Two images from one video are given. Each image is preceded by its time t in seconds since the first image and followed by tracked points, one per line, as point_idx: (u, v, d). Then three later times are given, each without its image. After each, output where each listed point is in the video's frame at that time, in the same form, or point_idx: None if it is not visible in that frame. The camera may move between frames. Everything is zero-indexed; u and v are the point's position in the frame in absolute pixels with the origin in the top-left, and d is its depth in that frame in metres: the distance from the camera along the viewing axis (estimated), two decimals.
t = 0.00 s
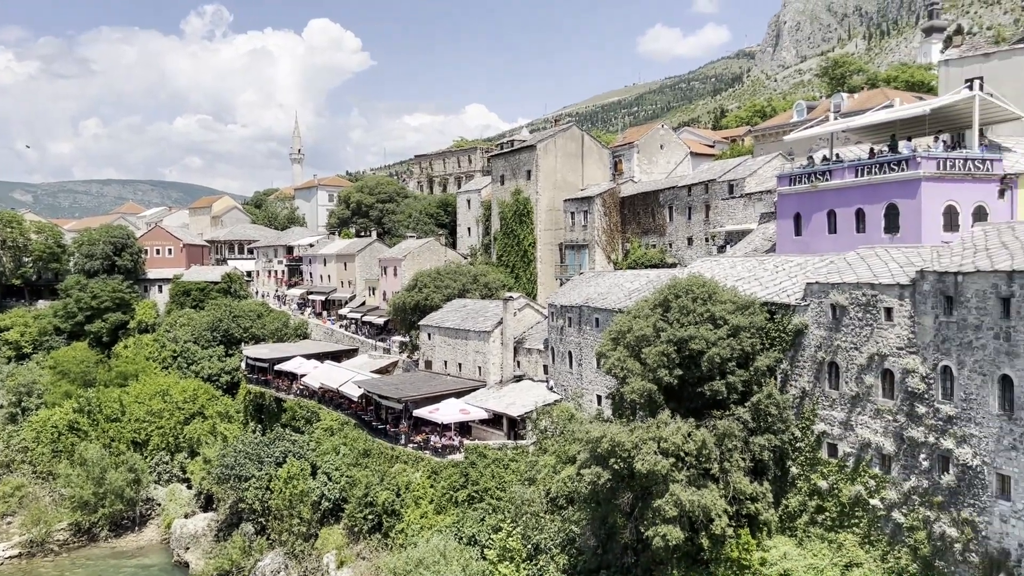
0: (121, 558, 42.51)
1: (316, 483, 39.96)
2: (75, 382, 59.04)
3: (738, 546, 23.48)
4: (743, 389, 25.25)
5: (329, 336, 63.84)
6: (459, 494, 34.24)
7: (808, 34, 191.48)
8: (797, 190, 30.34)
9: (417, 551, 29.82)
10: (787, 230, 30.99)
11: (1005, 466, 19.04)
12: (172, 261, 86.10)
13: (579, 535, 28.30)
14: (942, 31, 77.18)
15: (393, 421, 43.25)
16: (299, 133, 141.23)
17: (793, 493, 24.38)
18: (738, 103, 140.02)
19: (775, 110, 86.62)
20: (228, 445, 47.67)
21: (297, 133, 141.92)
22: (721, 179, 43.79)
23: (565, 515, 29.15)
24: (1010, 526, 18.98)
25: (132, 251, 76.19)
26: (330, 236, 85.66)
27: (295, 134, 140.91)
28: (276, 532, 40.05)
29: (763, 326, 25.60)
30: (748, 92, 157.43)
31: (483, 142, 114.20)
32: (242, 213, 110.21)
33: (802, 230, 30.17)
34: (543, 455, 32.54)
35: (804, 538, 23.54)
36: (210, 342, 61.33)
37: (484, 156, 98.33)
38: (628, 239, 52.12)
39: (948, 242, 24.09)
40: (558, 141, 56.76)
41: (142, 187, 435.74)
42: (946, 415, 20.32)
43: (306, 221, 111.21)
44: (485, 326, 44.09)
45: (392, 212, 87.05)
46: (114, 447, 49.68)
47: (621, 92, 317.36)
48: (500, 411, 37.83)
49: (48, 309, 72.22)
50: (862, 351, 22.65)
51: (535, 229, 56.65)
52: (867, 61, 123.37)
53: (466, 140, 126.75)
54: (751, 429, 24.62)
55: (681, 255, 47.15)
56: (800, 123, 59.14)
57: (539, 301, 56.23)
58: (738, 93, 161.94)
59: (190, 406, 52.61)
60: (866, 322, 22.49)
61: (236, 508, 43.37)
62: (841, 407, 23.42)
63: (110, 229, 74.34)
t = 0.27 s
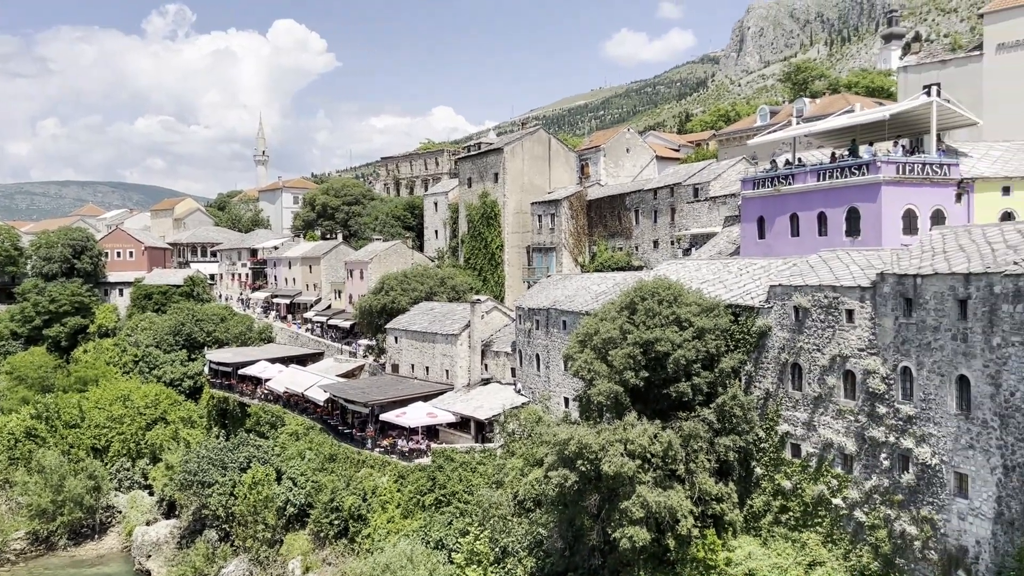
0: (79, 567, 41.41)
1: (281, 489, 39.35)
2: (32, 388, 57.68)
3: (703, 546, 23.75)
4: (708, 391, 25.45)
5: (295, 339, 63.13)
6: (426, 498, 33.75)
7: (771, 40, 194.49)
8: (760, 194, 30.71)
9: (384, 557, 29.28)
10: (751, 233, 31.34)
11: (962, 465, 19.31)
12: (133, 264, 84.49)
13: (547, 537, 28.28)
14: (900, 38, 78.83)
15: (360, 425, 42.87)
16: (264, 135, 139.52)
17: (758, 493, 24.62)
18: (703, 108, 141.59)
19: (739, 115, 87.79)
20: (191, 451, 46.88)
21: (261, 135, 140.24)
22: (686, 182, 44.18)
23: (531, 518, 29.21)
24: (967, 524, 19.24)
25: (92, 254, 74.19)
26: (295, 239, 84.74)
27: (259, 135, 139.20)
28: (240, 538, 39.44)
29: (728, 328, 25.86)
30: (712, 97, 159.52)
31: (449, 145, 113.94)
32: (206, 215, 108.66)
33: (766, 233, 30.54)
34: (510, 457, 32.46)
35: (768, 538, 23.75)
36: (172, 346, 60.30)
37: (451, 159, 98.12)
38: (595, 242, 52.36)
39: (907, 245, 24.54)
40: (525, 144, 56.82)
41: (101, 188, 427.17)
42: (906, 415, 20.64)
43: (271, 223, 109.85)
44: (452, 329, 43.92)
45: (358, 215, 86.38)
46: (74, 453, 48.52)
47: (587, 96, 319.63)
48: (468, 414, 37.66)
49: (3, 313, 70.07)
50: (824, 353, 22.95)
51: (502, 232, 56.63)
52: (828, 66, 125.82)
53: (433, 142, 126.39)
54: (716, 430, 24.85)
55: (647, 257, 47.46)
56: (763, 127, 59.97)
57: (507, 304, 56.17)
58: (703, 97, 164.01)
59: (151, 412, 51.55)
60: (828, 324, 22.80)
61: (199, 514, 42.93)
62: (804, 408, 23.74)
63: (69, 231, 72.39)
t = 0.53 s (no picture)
0: None
1: (247, 495, 38.89)
2: None
3: (671, 548, 23.93)
4: (674, 393, 25.63)
5: (261, 344, 62.33)
6: (393, 503, 33.64)
7: (736, 46, 196.94)
8: (726, 198, 31.03)
9: (350, 563, 28.88)
10: (716, 237, 31.65)
11: (923, 464, 19.53)
12: (95, 268, 82.85)
13: (515, 541, 28.12)
14: (862, 46, 80.27)
15: (327, 430, 42.40)
16: (229, 136, 137.72)
17: (724, 494, 24.80)
18: (670, 112, 142.83)
19: (705, 119, 88.75)
20: (154, 457, 45.99)
21: (227, 137, 138.46)
22: (653, 186, 44.47)
23: (500, 522, 29.17)
24: (927, 522, 19.46)
25: (52, 257, 72.15)
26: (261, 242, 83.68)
27: (224, 137, 137.42)
28: (205, 545, 38.78)
29: (694, 330, 26.08)
30: (678, 101, 161.05)
31: (418, 148, 113.56)
32: (169, 218, 106.92)
33: (731, 237, 30.84)
34: (478, 462, 32.39)
35: (734, 539, 23.93)
36: (135, 351, 59.04)
37: (419, 162, 97.76)
38: (563, 246, 52.45)
39: (868, 248, 24.92)
40: (494, 147, 56.80)
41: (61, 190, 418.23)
42: (869, 416, 20.94)
43: (236, 226, 108.41)
44: (421, 333, 43.65)
45: (325, 218, 85.62)
46: (33, 462, 47.39)
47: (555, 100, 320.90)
48: (436, 418, 37.43)
49: None
50: (788, 355, 23.23)
51: (470, 235, 56.52)
52: (792, 72, 127.75)
53: (400, 145, 125.85)
54: (683, 432, 25.04)
55: (615, 261, 47.62)
56: (729, 132, 60.71)
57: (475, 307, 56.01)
58: (670, 102, 165.57)
59: (113, 418, 50.44)
60: (792, 326, 23.08)
61: (163, 522, 42.14)
62: (769, 410, 23.98)
63: (28, 234, 70.52)
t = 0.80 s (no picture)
0: None
1: (213, 501, 38.24)
2: None
3: (640, 550, 23.76)
4: (644, 396, 25.74)
5: (228, 348, 61.53)
6: (362, 508, 33.28)
7: (704, 52, 199.04)
8: (694, 202, 31.29)
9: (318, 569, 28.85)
10: (684, 241, 31.88)
11: (887, 465, 19.79)
12: (57, 271, 81.13)
13: (486, 545, 27.96)
14: (826, 53, 81.48)
15: (295, 435, 41.99)
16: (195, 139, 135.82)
17: (693, 497, 24.95)
18: (639, 117, 143.84)
19: (674, 125, 89.53)
20: (118, 464, 45.18)
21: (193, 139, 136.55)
22: (622, 191, 44.70)
23: (470, 526, 28.94)
24: (892, 523, 19.69)
25: (12, 261, 70.39)
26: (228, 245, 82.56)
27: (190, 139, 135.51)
28: (170, 553, 38.17)
29: (663, 334, 26.22)
30: (647, 106, 162.29)
31: (387, 151, 112.94)
32: (134, 221, 105.10)
33: (699, 241, 31.10)
34: (449, 466, 32.26)
35: (703, 541, 24.06)
36: (97, 357, 57.57)
37: (389, 165, 97.25)
38: (533, 250, 52.48)
39: (833, 252, 25.28)
40: (464, 151, 56.69)
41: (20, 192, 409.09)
42: (834, 418, 21.21)
43: (202, 229, 106.90)
44: (390, 337, 43.35)
45: (293, 221, 84.73)
46: None
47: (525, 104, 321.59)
48: (406, 423, 37.19)
49: None
50: (755, 358, 23.46)
51: (440, 239, 56.32)
52: (758, 78, 129.38)
53: (370, 148, 125.14)
54: (652, 435, 25.16)
55: (585, 265, 47.78)
56: (697, 137, 61.27)
57: (445, 311, 55.81)
58: (639, 107, 166.76)
59: (76, 424, 49.36)
60: (759, 329, 23.33)
61: (127, 530, 41.23)
62: (737, 412, 24.21)
63: None
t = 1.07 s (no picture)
0: None
1: (181, 509, 37.62)
2: None
3: (612, 553, 23.97)
4: (616, 400, 25.83)
5: (196, 353, 60.75)
6: (334, 514, 32.91)
7: (675, 58, 200.72)
8: (665, 207, 31.49)
9: None
10: (656, 246, 32.06)
11: (856, 467, 20.02)
12: (21, 275, 79.45)
13: (458, 550, 27.61)
14: (795, 60, 82.66)
15: (265, 441, 41.54)
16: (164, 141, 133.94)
17: (665, 500, 25.07)
18: (612, 122, 144.66)
19: (645, 130, 90.15)
20: (84, 471, 44.34)
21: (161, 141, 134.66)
22: (595, 196, 44.86)
23: (443, 531, 28.76)
24: (860, 524, 19.91)
25: None
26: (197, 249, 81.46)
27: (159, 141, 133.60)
28: (137, 562, 37.51)
29: (635, 338, 26.32)
30: (620, 112, 163.28)
31: (359, 154, 112.29)
32: (100, 224, 103.30)
33: (671, 246, 31.30)
34: (421, 471, 31.98)
35: (675, 544, 24.16)
36: (64, 362, 56.73)
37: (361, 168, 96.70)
38: (506, 254, 52.47)
39: (802, 257, 25.58)
40: (436, 155, 56.52)
41: None
42: (803, 421, 21.43)
43: (171, 233, 105.42)
44: (362, 342, 43.03)
45: (263, 225, 83.83)
46: None
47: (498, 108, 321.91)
48: (378, 428, 36.94)
49: None
50: (726, 361, 23.65)
51: (413, 243, 56.08)
52: (729, 84, 130.69)
53: (342, 151, 124.36)
54: (625, 438, 25.24)
55: (558, 269, 47.88)
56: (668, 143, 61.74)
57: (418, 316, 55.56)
58: (611, 112, 167.71)
59: (40, 431, 48.42)
60: (730, 333, 23.52)
61: (93, 538, 40.39)
62: (708, 415, 24.37)
63: None
